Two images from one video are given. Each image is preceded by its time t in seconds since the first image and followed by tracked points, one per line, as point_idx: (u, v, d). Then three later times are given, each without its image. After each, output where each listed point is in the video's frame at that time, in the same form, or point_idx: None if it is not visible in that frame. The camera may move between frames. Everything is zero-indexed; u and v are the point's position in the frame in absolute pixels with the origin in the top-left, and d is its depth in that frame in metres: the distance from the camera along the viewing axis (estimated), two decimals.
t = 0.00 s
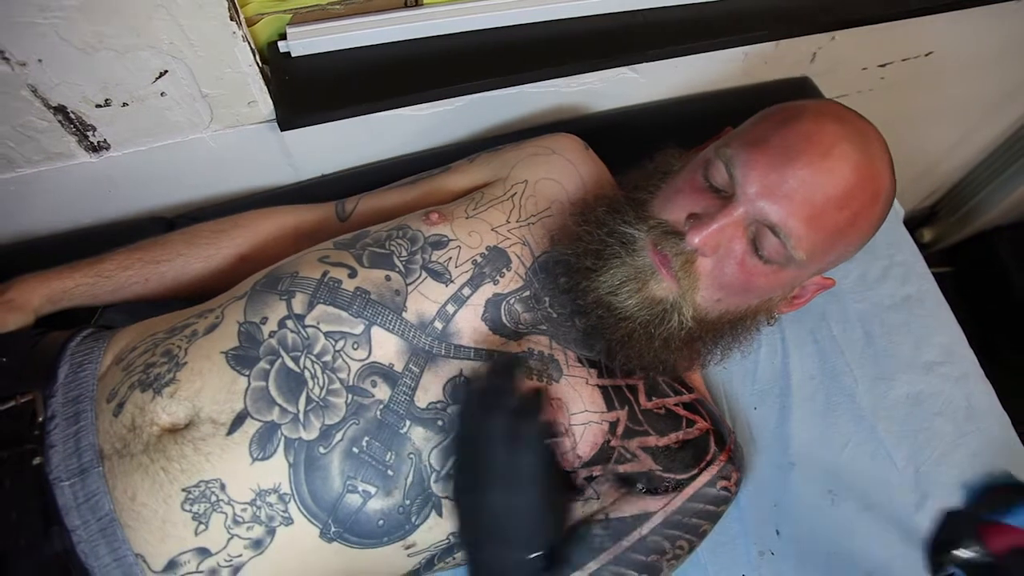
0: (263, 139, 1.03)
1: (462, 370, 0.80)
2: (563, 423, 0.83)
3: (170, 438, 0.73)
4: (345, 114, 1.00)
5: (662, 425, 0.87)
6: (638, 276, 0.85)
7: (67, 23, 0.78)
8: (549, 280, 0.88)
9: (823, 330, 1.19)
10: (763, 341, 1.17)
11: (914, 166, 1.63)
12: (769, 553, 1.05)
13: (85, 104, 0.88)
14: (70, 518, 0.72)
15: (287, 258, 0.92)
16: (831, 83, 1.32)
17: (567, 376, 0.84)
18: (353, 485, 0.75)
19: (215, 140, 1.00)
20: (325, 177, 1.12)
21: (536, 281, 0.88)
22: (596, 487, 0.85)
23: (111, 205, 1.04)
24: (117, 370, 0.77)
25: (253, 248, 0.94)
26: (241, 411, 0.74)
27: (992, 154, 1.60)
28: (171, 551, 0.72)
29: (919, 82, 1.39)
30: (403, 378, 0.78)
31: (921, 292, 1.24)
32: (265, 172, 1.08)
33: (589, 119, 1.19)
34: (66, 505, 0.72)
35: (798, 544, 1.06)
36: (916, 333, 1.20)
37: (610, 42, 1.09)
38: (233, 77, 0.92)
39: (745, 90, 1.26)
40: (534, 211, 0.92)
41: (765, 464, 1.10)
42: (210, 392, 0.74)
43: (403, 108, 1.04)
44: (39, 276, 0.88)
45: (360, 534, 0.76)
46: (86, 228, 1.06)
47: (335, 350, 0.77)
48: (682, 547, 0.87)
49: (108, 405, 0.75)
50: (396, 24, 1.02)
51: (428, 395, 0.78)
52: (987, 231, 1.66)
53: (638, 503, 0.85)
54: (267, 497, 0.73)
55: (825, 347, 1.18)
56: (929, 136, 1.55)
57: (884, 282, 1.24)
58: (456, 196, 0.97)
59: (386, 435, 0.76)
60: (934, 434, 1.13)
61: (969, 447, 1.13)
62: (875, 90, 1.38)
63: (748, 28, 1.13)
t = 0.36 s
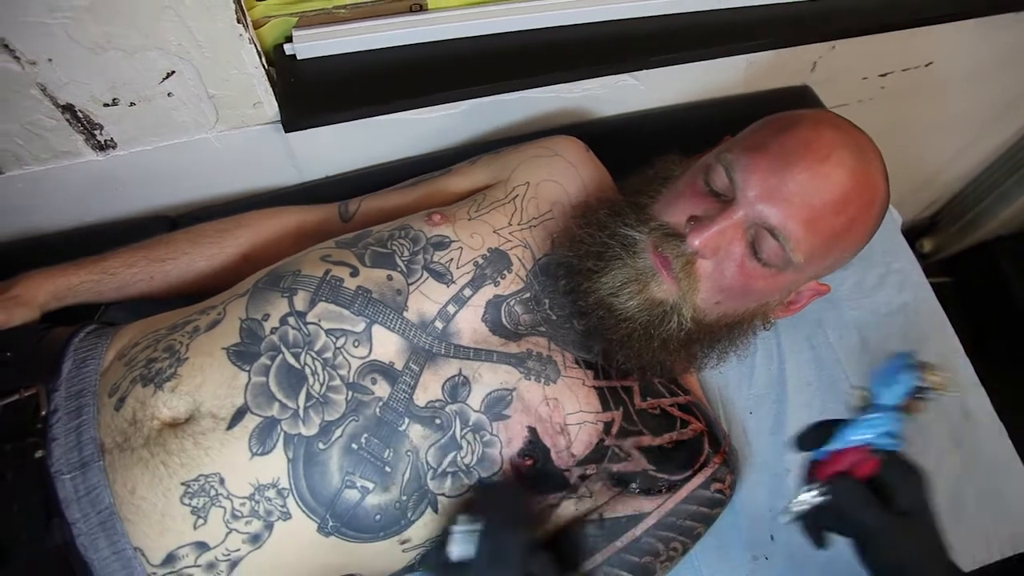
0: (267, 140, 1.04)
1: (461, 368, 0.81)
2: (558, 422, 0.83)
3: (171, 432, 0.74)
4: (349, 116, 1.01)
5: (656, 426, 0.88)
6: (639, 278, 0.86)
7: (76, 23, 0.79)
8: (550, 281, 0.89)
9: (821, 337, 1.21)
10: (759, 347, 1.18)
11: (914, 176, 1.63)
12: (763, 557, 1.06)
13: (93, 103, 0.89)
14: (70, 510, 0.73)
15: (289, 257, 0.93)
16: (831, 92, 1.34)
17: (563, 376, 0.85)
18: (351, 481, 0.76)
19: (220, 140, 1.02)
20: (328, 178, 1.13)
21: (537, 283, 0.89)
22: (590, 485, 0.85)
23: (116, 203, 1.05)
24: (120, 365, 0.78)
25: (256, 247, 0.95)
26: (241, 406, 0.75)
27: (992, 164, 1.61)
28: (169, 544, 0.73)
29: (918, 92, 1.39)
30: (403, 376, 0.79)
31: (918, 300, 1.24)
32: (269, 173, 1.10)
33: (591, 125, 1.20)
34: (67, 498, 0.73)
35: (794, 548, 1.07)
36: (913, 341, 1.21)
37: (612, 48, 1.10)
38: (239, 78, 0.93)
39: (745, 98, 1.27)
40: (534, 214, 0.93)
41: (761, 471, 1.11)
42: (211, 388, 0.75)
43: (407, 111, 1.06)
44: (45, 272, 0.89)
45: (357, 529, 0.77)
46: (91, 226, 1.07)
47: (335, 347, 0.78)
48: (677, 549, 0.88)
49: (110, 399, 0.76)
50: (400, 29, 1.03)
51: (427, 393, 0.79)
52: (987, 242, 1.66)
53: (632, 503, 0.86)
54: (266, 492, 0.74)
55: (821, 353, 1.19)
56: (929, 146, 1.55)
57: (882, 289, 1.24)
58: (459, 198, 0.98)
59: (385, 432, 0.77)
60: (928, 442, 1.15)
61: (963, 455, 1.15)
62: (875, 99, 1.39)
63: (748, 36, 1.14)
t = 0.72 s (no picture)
0: (271, 140, 1.05)
1: (453, 365, 0.81)
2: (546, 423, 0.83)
3: (169, 426, 0.75)
4: (352, 118, 1.02)
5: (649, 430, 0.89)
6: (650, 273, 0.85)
7: (85, 21, 0.80)
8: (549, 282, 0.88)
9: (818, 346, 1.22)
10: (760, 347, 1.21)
11: (916, 189, 1.64)
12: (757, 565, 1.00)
13: (99, 100, 0.90)
14: (67, 503, 0.74)
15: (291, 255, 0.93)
16: (833, 103, 1.34)
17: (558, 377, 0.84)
18: (345, 478, 0.77)
19: (225, 139, 1.02)
20: (330, 179, 1.14)
21: (536, 284, 0.87)
22: (581, 487, 0.89)
23: (119, 201, 1.06)
24: (119, 360, 0.79)
25: (257, 245, 0.96)
26: (239, 401, 0.75)
27: (993, 178, 1.61)
28: (165, 539, 0.74)
29: (920, 104, 1.40)
30: (398, 374, 0.79)
31: (916, 311, 1.24)
32: (272, 173, 1.10)
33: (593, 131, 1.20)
34: (64, 490, 0.74)
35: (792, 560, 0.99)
36: (912, 352, 1.21)
37: (615, 54, 1.11)
38: (244, 78, 0.94)
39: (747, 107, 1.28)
40: (534, 216, 0.93)
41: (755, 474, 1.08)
42: (209, 383, 0.76)
43: (411, 114, 1.07)
44: (48, 266, 0.90)
45: (351, 525, 0.78)
46: (94, 222, 1.08)
47: (333, 345, 0.78)
48: (669, 553, 0.94)
49: (109, 393, 0.77)
50: (405, 32, 1.04)
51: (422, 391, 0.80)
52: (987, 256, 1.67)
53: (626, 507, 0.91)
54: (261, 488, 0.75)
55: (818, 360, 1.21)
56: (929, 159, 1.56)
57: (881, 300, 1.24)
58: (460, 200, 0.99)
59: (379, 429, 0.78)
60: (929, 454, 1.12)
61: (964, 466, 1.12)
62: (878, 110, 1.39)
63: (752, 45, 1.14)
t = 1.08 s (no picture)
0: (274, 138, 1.06)
1: (441, 359, 0.82)
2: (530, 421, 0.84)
3: (165, 416, 0.75)
4: (354, 117, 1.02)
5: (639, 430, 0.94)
6: (706, 217, 0.92)
7: (91, 15, 0.81)
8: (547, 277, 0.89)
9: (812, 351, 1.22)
10: (752, 339, 1.21)
11: (917, 200, 1.64)
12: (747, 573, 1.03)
13: (103, 94, 0.91)
14: (63, 491, 0.74)
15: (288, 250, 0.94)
16: (834, 112, 1.35)
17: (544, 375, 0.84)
18: (327, 467, 0.77)
19: (228, 136, 1.03)
20: (331, 177, 1.15)
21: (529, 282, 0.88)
22: (567, 483, 0.92)
23: (122, 195, 1.07)
24: (117, 350, 0.79)
25: (256, 240, 0.97)
26: (234, 392, 0.76)
27: (998, 193, 1.60)
28: (160, 527, 0.74)
29: (923, 116, 1.40)
30: (387, 366, 0.80)
31: (913, 322, 1.25)
32: (274, 171, 1.11)
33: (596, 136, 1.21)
34: (60, 478, 0.74)
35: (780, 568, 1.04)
36: (908, 361, 1.22)
37: (619, 60, 1.11)
38: (248, 75, 0.94)
39: (748, 115, 1.28)
40: (531, 211, 0.95)
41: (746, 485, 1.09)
42: (206, 373, 0.76)
43: (412, 115, 1.07)
44: (49, 258, 0.91)
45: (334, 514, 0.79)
46: (97, 215, 1.09)
47: (327, 337, 0.78)
48: (656, 552, 0.94)
49: (107, 383, 0.77)
50: (409, 34, 1.04)
51: (408, 382, 0.80)
52: (988, 270, 1.66)
53: (614, 504, 0.94)
54: (253, 477, 0.75)
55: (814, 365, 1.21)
56: (933, 172, 1.56)
57: (876, 310, 1.25)
58: (456, 197, 1.00)
59: (364, 420, 0.78)
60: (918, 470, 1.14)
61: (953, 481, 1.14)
62: (879, 121, 1.39)
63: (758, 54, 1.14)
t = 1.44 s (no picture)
0: (275, 134, 1.06)
1: (440, 355, 0.82)
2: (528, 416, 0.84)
3: (157, 405, 0.76)
4: (354, 116, 1.03)
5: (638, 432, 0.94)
6: (717, 238, 0.96)
7: (95, 9, 0.82)
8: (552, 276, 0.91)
9: (808, 355, 1.23)
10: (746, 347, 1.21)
11: (918, 210, 1.64)
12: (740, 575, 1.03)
13: (106, 87, 0.91)
14: (55, 476, 0.74)
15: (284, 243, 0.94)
16: (836, 119, 1.35)
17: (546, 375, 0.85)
18: (316, 461, 0.77)
19: (229, 132, 1.04)
20: (331, 175, 1.15)
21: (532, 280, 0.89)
22: (561, 482, 0.91)
23: (123, 188, 1.07)
24: (112, 339, 0.80)
25: (251, 235, 0.97)
26: (226, 381, 0.76)
27: (999, 203, 1.60)
28: (150, 515, 0.75)
29: (924, 125, 1.40)
30: (383, 361, 0.80)
31: (910, 328, 1.25)
32: (275, 167, 1.12)
33: (595, 138, 1.22)
34: (52, 463, 0.74)
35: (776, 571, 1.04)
36: (903, 365, 1.22)
37: (620, 62, 1.11)
38: (250, 72, 0.95)
39: (749, 120, 1.29)
40: (531, 209, 0.95)
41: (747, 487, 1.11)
42: (198, 362, 0.77)
43: (413, 114, 1.07)
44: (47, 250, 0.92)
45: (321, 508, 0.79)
46: (97, 209, 1.09)
47: (321, 329, 0.79)
48: (647, 559, 0.94)
49: (100, 370, 0.78)
50: (411, 33, 1.05)
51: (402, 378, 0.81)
52: (989, 280, 1.66)
53: (607, 508, 0.94)
54: (242, 469, 0.76)
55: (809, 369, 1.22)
56: (935, 181, 1.55)
57: (873, 315, 1.26)
58: (457, 193, 1.00)
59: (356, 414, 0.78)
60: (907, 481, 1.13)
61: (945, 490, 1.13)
62: (881, 129, 1.39)
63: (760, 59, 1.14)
